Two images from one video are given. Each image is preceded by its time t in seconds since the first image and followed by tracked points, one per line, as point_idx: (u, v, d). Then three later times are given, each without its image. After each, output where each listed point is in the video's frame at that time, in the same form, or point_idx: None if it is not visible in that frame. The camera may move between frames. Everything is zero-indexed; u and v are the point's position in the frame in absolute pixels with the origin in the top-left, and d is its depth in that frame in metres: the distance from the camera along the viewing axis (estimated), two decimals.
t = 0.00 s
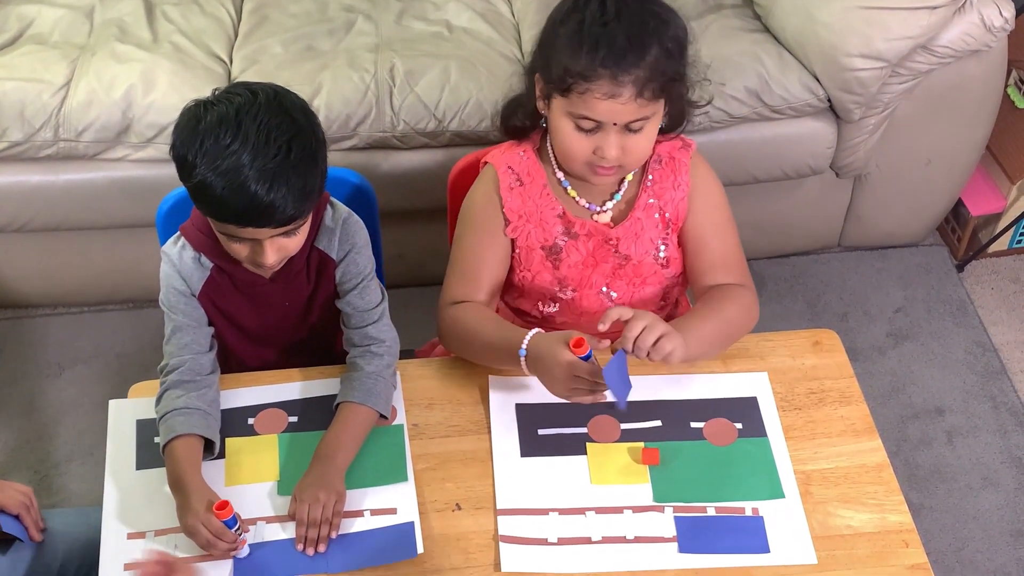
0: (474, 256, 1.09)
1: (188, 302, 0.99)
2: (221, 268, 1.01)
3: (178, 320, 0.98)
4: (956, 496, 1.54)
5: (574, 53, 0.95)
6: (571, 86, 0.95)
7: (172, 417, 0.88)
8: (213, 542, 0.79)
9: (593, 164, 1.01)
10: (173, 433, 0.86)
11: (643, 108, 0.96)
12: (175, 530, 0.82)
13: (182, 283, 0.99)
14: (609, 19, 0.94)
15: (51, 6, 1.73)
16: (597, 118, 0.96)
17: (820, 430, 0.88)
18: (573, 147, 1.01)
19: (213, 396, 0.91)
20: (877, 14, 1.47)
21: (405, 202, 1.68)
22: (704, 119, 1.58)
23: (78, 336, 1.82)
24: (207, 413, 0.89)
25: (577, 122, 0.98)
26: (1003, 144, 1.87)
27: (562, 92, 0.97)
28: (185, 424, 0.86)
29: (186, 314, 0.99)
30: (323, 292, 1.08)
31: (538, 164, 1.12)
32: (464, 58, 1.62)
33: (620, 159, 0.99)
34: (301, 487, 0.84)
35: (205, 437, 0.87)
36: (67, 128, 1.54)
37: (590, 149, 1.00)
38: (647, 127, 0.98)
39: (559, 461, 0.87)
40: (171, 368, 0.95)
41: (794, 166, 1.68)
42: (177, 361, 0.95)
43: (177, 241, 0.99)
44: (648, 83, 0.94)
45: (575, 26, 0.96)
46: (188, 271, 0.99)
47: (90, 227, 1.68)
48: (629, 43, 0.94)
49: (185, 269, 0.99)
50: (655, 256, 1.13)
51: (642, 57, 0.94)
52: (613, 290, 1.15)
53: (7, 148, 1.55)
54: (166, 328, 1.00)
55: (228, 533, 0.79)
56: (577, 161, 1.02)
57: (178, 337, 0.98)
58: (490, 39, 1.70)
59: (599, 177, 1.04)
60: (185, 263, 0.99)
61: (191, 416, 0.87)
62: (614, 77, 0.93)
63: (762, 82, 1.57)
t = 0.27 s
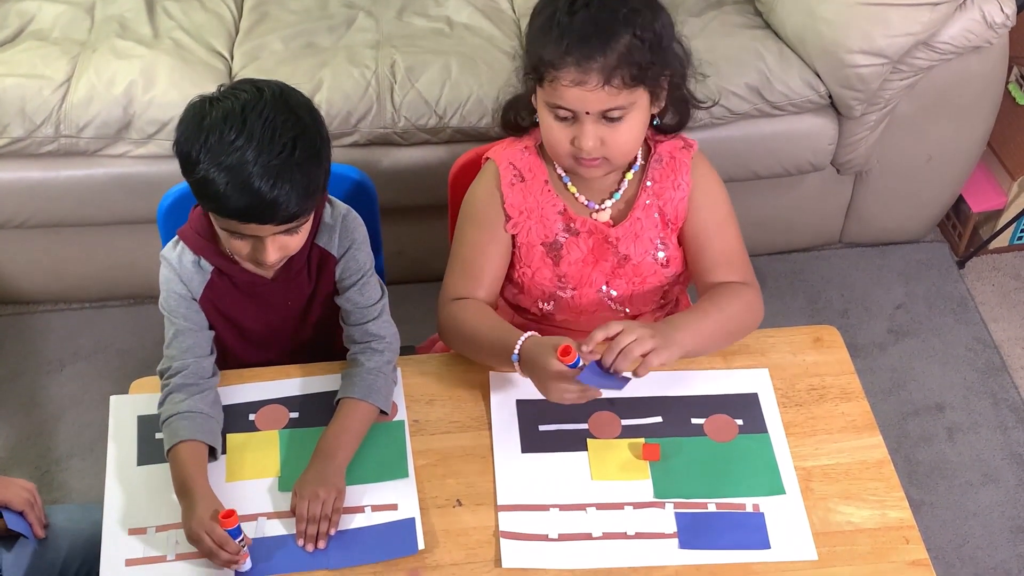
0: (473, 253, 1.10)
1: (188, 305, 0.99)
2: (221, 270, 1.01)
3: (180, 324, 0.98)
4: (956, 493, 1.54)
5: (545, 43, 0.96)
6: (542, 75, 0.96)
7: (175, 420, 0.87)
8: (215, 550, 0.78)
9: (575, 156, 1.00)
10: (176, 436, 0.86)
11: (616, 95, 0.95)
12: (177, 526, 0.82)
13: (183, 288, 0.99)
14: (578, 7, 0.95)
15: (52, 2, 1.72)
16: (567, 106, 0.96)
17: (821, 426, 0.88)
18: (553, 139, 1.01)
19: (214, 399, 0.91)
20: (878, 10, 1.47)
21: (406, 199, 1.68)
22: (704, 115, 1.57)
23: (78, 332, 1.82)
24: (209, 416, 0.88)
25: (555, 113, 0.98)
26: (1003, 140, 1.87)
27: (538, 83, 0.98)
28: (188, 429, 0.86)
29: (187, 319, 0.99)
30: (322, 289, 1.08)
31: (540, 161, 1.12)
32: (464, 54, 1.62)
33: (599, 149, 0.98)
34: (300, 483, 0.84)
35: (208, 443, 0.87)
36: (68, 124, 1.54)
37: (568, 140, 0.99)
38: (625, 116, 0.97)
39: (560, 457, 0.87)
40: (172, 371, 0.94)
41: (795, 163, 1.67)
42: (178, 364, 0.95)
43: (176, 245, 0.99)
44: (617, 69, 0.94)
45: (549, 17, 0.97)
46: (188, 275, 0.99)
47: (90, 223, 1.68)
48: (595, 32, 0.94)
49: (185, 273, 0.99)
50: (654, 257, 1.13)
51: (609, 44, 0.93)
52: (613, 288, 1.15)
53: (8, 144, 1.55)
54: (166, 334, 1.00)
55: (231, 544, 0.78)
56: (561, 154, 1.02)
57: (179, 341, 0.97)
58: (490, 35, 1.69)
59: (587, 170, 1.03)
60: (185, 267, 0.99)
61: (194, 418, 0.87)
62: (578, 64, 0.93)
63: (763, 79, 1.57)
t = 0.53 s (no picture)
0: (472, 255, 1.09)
1: (190, 303, 0.99)
2: (224, 268, 1.01)
3: (182, 320, 0.99)
4: (956, 491, 1.55)
5: (549, 49, 0.95)
6: (547, 82, 0.96)
7: (177, 415, 0.88)
8: (219, 544, 0.79)
9: (581, 160, 1.01)
10: (179, 431, 0.87)
11: (623, 101, 0.95)
12: (180, 522, 0.83)
13: (186, 286, 0.99)
14: (582, 14, 0.94)
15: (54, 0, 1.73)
16: (575, 113, 0.96)
17: (822, 424, 0.89)
18: (558, 143, 1.01)
19: (216, 396, 0.91)
20: (878, 9, 1.47)
21: (407, 198, 1.68)
22: (706, 114, 1.58)
23: (80, 330, 1.83)
24: (211, 413, 0.89)
25: (560, 119, 0.98)
26: (1004, 139, 1.87)
27: (542, 89, 0.97)
28: (191, 424, 0.87)
29: (190, 315, 0.99)
30: (326, 285, 1.08)
31: (538, 162, 1.12)
32: (466, 52, 1.62)
33: (606, 153, 0.99)
34: (302, 481, 0.85)
35: (209, 436, 0.87)
36: (71, 122, 1.54)
37: (575, 145, 0.99)
38: (631, 120, 0.97)
39: (561, 455, 0.87)
40: (175, 368, 0.94)
41: (796, 162, 1.68)
42: (181, 362, 0.95)
43: (180, 243, 1.00)
44: (624, 76, 0.93)
45: (551, 23, 0.96)
46: (191, 273, 0.99)
47: (92, 221, 1.69)
48: (601, 38, 0.93)
49: (188, 271, 0.99)
50: (653, 258, 1.13)
51: (615, 50, 0.93)
52: (612, 288, 1.15)
53: (10, 142, 1.55)
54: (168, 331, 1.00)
55: (234, 538, 0.78)
56: (566, 157, 1.02)
57: (182, 338, 0.98)
58: (492, 33, 1.70)
59: (593, 173, 1.03)
60: (188, 264, 0.99)
61: (196, 414, 0.88)
62: (586, 73, 0.93)
63: (764, 78, 1.57)
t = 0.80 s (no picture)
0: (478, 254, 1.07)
1: (192, 299, 1.00)
2: (227, 265, 1.02)
3: (184, 317, 0.99)
4: (957, 491, 1.55)
5: (563, 55, 0.94)
6: (562, 89, 0.95)
7: (179, 409, 0.88)
8: (225, 536, 0.80)
9: (592, 165, 1.01)
10: (180, 424, 0.87)
11: (637, 106, 0.95)
12: (182, 519, 0.83)
13: (188, 282, 1.00)
14: (595, 21, 0.93)
15: None
16: (590, 120, 0.95)
17: (823, 423, 0.89)
18: (569, 149, 1.00)
19: (218, 392, 0.92)
20: (879, 10, 1.48)
21: (409, 197, 1.68)
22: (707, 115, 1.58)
23: (83, 329, 1.83)
24: (212, 407, 0.89)
25: (573, 125, 0.97)
26: (1005, 140, 1.87)
27: (555, 96, 0.96)
28: (192, 416, 0.88)
29: (192, 312, 0.99)
30: (327, 283, 1.09)
31: (543, 160, 1.11)
32: (468, 52, 1.63)
33: (618, 157, 0.99)
34: (304, 478, 0.85)
35: (211, 430, 0.88)
36: (74, 122, 1.55)
37: (586, 150, 0.99)
38: (642, 124, 0.97)
39: (562, 453, 0.88)
40: (176, 364, 0.95)
41: (797, 162, 1.68)
42: (183, 358, 0.95)
43: (183, 239, 1.00)
44: (639, 82, 0.93)
45: (563, 29, 0.94)
46: (193, 268, 1.00)
47: (94, 220, 1.69)
48: (616, 45, 0.92)
49: (191, 268, 1.00)
50: (654, 259, 1.12)
51: (630, 57, 0.92)
52: (613, 289, 1.15)
53: (13, 141, 1.55)
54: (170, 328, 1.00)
55: (241, 530, 0.79)
56: (576, 162, 1.01)
57: (184, 335, 0.98)
58: (494, 33, 1.70)
59: (602, 176, 1.03)
60: (191, 260, 1.00)
61: (197, 408, 0.88)
62: (602, 81, 0.92)
63: (766, 78, 1.57)
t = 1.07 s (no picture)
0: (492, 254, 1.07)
1: (199, 302, 1.00)
2: (232, 266, 1.02)
3: (190, 320, 0.99)
4: (960, 492, 1.55)
5: (576, 56, 0.94)
6: (574, 90, 0.94)
7: (187, 413, 0.88)
8: (230, 542, 0.79)
9: (604, 167, 1.00)
10: (189, 429, 0.87)
11: (649, 106, 0.95)
12: (186, 517, 0.83)
13: (194, 284, 1.00)
14: (608, 22, 0.93)
15: None
16: (602, 121, 0.95)
17: (825, 422, 0.89)
18: (581, 151, 1.00)
19: (224, 394, 0.92)
20: (882, 11, 1.48)
21: (413, 197, 1.69)
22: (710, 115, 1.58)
23: (87, 328, 1.84)
24: (221, 411, 0.90)
25: (585, 127, 0.97)
26: (1008, 142, 1.87)
27: (568, 97, 0.96)
28: (202, 423, 0.87)
29: (197, 314, 1.00)
30: (332, 283, 1.09)
31: (557, 163, 1.11)
32: (472, 52, 1.63)
33: (630, 158, 0.98)
34: (307, 475, 0.85)
35: (221, 437, 0.88)
36: (79, 120, 1.55)
37: (598, 152, 0.99)
38: (654, 126, 0.97)
39: (566, 451, 0.88)
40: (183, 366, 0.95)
41: (801, 162, 1.68)
42: (190, 360, 0.96)
43: (188, 242, 1.01)
44: (651, 82, 0.93)
45: (577, 30, 0.95)
46: (200, 272, 1.00)
47: (99, 219, 1.70)
48: (629, 45, 0.92)
49: (197, 270, 1.00)
50: (664, 264, 1.12)
51: (643, 58, 0.92)
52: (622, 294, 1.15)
53: (18, 140, 1.56)
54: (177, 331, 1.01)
55: (247, 537, 0.79)
56: (588, 164, 1.01)
57: (191, 337, 0.98)
58: (498, 34, 1.70)
59: (614, 178, 1.03)
60: (197, 263, 1.00)
61: (207, 411, 0.89)
62: (615, 81, 0.92)
63: (769, 79, 1.58)
